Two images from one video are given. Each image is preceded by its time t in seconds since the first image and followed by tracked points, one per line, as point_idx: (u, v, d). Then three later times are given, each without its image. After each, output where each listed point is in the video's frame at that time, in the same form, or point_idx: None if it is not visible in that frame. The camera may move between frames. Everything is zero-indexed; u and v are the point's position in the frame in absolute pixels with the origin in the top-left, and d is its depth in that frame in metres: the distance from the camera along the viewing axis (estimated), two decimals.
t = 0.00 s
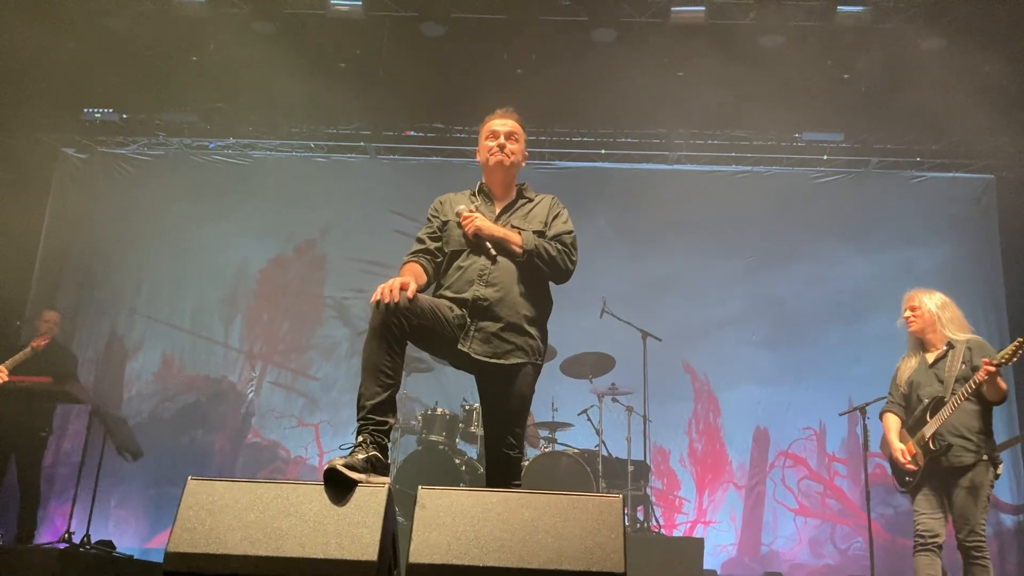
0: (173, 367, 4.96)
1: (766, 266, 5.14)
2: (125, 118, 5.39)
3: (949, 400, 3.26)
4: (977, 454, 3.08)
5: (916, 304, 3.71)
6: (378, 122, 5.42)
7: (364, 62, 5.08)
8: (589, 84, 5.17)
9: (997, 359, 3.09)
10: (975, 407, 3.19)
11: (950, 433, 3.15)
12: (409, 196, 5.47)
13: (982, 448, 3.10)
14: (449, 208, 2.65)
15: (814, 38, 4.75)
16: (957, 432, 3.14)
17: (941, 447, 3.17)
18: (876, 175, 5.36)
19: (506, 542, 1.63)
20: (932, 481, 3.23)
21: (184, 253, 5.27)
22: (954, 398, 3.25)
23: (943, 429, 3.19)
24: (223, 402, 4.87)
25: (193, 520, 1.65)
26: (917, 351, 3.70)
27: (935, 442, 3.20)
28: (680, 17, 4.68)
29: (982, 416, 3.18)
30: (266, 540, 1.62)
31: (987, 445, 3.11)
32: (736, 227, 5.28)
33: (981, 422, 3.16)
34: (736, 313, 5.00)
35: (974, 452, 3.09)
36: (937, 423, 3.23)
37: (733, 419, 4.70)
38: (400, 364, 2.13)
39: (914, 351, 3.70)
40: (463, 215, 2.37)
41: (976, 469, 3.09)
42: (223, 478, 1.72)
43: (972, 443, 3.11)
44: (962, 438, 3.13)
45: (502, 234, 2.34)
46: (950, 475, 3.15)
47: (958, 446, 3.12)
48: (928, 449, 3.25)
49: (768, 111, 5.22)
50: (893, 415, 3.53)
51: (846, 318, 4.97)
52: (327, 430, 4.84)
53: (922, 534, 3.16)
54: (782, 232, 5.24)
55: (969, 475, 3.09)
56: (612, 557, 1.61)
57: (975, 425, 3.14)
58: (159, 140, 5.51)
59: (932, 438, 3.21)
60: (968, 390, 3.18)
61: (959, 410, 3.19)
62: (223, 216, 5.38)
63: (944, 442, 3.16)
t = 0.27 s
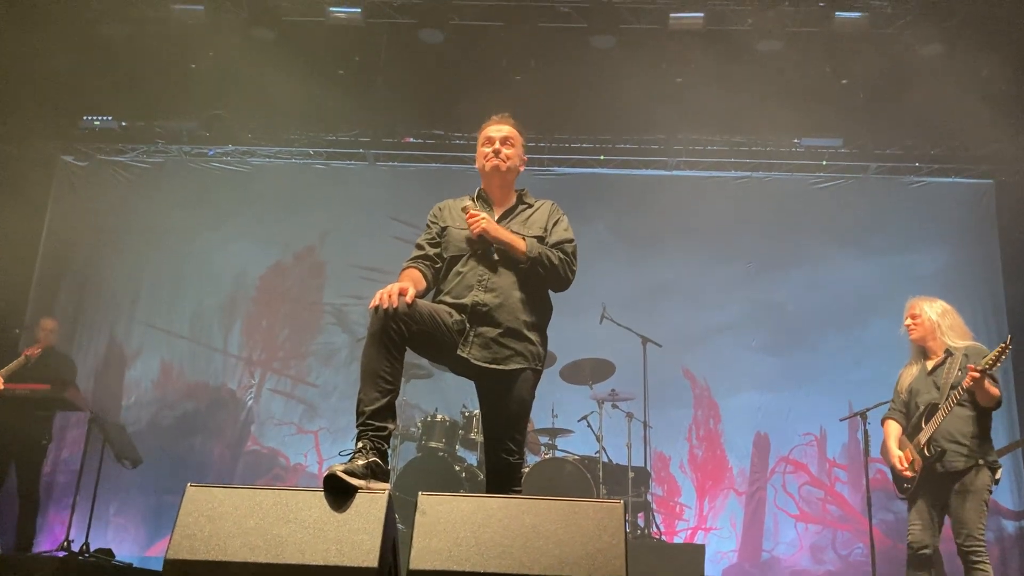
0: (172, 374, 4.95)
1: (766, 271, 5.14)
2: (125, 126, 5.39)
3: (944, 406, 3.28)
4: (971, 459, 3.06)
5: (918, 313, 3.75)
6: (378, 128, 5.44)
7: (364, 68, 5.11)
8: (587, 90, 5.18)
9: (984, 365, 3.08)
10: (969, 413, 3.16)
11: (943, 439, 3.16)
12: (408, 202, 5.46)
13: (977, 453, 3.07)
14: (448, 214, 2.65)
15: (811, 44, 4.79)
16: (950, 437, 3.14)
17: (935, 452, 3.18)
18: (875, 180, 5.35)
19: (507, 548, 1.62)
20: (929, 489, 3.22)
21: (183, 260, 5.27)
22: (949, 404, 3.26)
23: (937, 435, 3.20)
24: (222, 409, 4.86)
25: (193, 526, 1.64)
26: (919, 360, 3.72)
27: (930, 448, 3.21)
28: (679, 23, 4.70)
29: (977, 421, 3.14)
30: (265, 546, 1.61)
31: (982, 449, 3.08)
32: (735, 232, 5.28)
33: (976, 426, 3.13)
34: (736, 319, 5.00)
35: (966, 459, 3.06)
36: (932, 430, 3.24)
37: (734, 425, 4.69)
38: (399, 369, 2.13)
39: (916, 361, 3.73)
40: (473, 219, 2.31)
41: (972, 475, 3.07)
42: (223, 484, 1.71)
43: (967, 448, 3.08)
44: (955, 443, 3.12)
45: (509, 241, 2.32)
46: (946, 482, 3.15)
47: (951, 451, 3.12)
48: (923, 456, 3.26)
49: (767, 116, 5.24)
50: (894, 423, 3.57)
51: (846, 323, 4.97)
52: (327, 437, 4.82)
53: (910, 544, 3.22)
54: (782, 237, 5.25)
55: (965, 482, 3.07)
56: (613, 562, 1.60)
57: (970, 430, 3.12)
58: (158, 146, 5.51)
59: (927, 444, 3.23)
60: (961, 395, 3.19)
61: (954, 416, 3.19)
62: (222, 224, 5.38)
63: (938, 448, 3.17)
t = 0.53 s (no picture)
0: (175, 385, 4.95)
1: (767, 279, 5.15)
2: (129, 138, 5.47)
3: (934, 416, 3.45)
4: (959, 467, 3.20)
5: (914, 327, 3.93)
6: (380, 140, 5.48)
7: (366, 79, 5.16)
8: (588, 98, 5.22)
9: (962, 375, 3.25)
10: (958, 422, 3.29)
11: (932, 448, 3.32)
12: (411, 212, 5.47)
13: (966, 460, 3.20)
14: (449, 225, 2.66)
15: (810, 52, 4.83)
16: (938, 446, 3.30)
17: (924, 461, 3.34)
18: (877, 187, 5.37)
19: (511, 557, 1.62)
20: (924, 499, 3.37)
21: (186, 271, 5.28)
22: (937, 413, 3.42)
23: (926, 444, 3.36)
24: (225, 420, 4.86)
25: (197, 537, 1.64)
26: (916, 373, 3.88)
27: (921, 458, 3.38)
28: (678, 32, 4.73)
29: (966, 430, 3.26)
30: (269, 557, 1.61)
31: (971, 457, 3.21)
32: (737, 240, 5.29)
33: (965, 434, 3.26)
34: (738, 327, 5.00)
35: (952, 469, 3.21)
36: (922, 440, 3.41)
37: (738, 433, 4.68)
38: (401, 378, 2.13)
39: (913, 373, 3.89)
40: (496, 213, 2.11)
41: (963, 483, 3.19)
42: (226, 495, 1.71)
43: (954, 456, 3.23)
44: (944, 452, 3.27)
45: (519, 246, 2.22)
46: (937, 490, 3.29)
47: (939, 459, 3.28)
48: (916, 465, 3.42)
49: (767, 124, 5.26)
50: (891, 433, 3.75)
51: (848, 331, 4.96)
52: (330, 448, 4.81)
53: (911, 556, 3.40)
54: (783, 245, 5.25)
55: (957, 490, 3.19)
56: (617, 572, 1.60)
57: (959, 438, 3.26)
58: (160, 158, 5.54)
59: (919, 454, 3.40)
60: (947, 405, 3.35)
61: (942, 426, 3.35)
62: (224, 235, 5.40)
63: (928, 457, 3.32)
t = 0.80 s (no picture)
0: (181, 401, 4.95)
1: (775, 289, 5.11)
2: (133, 155, 5.47)
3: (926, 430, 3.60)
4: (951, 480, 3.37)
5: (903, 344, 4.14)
6: (385, 153, 5.47)
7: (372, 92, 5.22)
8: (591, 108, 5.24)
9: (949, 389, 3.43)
10: (948, 435, 3.46)
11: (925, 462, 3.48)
12: (416, 224, 5.46)
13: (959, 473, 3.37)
14: (452, 238, 2.66)
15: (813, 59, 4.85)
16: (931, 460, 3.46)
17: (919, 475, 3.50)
18: (884, 197, 5.31)
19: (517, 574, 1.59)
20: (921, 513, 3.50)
21: (192, 286, 5.29)
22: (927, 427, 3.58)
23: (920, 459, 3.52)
24: (232, 435, 4.84)
25: (200, 557, 1.62)
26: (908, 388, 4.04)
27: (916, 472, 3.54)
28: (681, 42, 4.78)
29: (955, 443, 3.43)
30: None
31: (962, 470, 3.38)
32: (743, 250, 5.25)
33: (955, 448, 3.43)
34: (746, 337, 4.96)
35: (943, 482, 3.39)
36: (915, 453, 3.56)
37: (747, 444, 4.63)
38: (404, 393, 2.12)
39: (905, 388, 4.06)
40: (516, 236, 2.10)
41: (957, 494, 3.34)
42: (229, 513, 1.69)
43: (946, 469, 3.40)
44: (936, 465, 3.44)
45: (533, 264, 2.21)
46: (932, 503, 3.45)
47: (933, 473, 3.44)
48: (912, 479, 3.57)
49: (773, 133, 5.25)
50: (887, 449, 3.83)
51: (857, 340, 4.92)
52: (337, 462, 4.78)
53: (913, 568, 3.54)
54: (791, 255, 5.21)
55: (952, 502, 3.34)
56: None
57: (949, 452, 3.43)
58: (166, 174, 5.55)
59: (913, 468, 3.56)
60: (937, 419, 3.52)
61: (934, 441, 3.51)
62: (230, 249, 5.41)
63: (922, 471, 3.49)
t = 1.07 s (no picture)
0: (188, 411, 4.94)
1: (783, 290, 5.07)
2: (136, 164, 5.52)
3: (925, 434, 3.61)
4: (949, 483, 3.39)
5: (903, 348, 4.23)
6: (389, 159, 5.51)
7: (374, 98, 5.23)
8: (594, 111, 5.22)
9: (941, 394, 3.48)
10: (943, 440, 3.49)
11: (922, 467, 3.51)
12: (420, 231, 5.45)
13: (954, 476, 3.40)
14: (456, 243, 2.64)
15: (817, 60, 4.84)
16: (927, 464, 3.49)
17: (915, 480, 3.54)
18: (891, 195, 5.27)
19: None
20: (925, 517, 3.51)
21: (197, 296, 5.29)
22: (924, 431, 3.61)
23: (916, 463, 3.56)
24: (239, 444, 4.84)
25: (203, 569, 1.60)
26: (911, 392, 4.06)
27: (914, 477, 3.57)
28: (684, 44, 4.80)
29: (951, 447, 3.45)
30: None
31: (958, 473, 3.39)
32: (750, 252, 5.21)
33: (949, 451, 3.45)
34: (754, 339, 4.93)
35: (941, 487, 3.41)
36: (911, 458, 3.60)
37: (757, 447, 4.59)
38: (408, 400, 2.10)
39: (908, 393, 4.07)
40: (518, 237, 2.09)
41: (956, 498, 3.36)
42: (232, 524, 1.67)
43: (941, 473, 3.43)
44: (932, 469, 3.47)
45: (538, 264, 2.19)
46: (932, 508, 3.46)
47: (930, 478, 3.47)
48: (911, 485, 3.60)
49: (778, 134, 5.21)
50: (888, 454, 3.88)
51: (867, 341, 4.87)
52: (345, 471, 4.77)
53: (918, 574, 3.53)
54: (799, 256, 5.17)
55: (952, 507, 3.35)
56: None
57: (943, 455, 3.45)
58: (170, 184, 5.59)
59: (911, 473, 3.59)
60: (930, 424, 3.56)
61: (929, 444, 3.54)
62: (235, 259, 5.40)
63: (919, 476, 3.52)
